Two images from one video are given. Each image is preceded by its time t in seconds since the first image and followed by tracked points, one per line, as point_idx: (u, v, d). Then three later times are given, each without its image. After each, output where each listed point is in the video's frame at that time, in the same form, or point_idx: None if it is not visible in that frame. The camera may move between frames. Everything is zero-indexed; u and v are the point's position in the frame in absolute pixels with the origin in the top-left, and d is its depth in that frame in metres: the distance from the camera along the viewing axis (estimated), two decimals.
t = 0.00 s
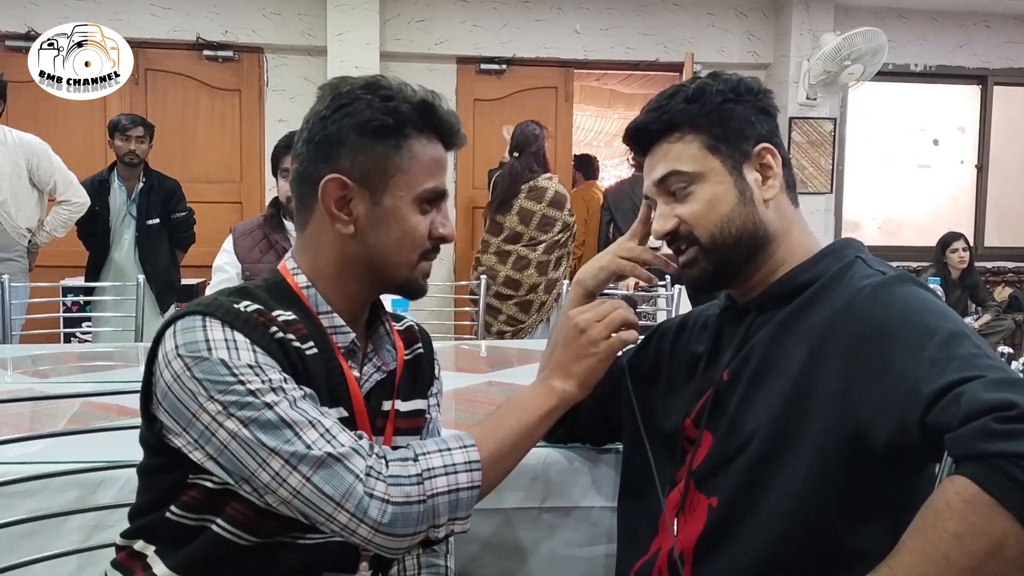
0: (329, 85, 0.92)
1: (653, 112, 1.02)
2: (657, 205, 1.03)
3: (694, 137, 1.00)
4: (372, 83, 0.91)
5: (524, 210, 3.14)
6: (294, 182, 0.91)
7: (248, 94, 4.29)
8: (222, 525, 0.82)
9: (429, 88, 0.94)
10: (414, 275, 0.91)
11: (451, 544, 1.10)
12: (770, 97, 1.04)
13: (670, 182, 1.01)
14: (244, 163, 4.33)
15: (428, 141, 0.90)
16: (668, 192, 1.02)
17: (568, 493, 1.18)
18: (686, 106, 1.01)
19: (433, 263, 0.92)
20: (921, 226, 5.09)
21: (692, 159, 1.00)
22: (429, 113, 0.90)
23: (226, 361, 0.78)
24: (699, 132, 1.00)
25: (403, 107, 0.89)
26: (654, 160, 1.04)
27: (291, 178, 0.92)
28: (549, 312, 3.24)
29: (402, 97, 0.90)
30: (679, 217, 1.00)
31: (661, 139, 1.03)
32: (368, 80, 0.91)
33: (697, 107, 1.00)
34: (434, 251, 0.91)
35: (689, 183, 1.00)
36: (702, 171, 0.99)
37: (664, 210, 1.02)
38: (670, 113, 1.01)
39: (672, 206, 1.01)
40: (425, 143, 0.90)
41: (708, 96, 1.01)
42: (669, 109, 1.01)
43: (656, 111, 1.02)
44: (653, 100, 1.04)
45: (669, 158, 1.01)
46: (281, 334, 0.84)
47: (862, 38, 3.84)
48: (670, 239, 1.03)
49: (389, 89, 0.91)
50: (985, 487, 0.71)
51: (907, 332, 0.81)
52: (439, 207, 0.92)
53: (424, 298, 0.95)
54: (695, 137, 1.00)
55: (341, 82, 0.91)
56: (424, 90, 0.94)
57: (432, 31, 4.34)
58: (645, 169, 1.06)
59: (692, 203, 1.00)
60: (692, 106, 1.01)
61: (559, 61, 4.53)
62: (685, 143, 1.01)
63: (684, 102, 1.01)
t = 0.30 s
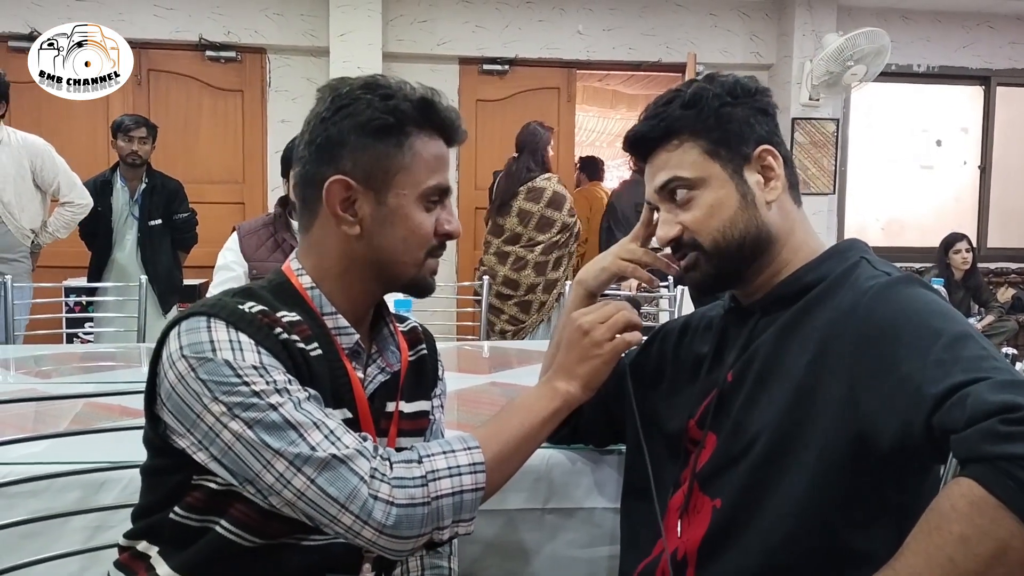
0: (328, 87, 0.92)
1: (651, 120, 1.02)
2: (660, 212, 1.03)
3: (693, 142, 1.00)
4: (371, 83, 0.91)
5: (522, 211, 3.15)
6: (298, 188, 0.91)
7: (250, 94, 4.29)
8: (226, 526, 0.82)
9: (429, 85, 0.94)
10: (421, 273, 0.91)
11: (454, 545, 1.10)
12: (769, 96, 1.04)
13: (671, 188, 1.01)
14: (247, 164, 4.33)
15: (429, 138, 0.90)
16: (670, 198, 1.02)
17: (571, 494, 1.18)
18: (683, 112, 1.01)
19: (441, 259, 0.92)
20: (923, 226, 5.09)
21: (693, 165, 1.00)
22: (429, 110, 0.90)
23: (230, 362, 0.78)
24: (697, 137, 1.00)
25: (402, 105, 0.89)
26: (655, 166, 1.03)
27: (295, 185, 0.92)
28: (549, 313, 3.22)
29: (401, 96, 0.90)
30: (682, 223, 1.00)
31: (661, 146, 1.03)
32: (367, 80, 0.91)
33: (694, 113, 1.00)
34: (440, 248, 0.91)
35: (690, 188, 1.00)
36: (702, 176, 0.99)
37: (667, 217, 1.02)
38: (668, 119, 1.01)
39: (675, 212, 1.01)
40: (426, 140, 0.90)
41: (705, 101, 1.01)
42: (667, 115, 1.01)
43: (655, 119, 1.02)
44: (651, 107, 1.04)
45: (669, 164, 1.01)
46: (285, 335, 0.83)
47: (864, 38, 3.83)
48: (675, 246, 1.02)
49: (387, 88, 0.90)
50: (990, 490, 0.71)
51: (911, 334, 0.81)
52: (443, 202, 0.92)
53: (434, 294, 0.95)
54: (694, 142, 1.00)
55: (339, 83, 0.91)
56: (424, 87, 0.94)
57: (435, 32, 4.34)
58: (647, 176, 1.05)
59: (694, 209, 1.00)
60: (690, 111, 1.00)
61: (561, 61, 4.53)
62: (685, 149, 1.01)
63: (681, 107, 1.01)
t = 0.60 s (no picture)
0: (332, 87, 0.92)
1: (658, 113, 1.02)
2: (660, 204, 1.03)
3: (697, 137, 1.00)
4: (377, 84, 0.90)
5: (523, 210, 3.17)
6: (299, 184, 0.91)
7: (252, 95, 4.29)
8: (225, 527, 0.82)
9: (434, 88, 0.94)
10: (420, 276, 0.91)
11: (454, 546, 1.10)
12: (778, 99, 1.03)
13: (672, 182, 1.01)
14: (249, 165, 4.33)
15: (432, 142, 0.90)
16: (671, 192, 1.02)
17: (571, 495, 1.18)
18: (689, 107, 1.00)
19: (440, 263, 0.92)
20: (925, 228, 5.08)
21: (694, 158, 1.00)
22: (432, 112, 0.90)
23: (230, 361, 0.78)
24: (702, 131, 1.00)
25: (406, 108, 0.89)
26: (658, 159, 1.03)
27: (296, 180, 0.92)
28: (548, 313, 3.21)
29: (405, 98, 0.90)
30: (681, 217, 1.00)
31: (665, 139, 1.03)
32: (373, 82, 0.91)
33: (700, 108, 1.00)
34: (440, 251, 0.91)
35: (692, 183, 1.00)
36: (704, 171, 0.99)
37: (667, 209, 1.02)
38: (674, 113, 1.01)
39: (674, 205, 1.01)
40: (429, 143, 0.90)
41: (712, 96, 1.00)
42: (673, 110, 1.01)
43: (661, 111, 1.02)
44: (659, 100, 1.04)
45: (672, 157, 1.01)
46: (285, 335, 0.83)
47: (866, 39, 3.83)
48: (672, 239, 1.03)
49: (393, 89, 0.90)
50: (992, 491, 0.71)
51: (912, 336, 0.81)
52: (444, 206, 0.92)
53: (431, 298, 0.95)
54: (699, 136, 1.00)
55: (345, 83, 0.91)
56: (429, 90, 0.93)
57: (437, 33, 4.35)
58: (650, 170, 1.05)
59: (694, 203, 1.00)
60: (695, 106, 1.00)
61: (563, 62, 4.53)
62: (687, 144, 1.00)
63: (689, 101, 1.01)
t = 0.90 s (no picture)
0: (332, 87, 0.92)
1: (659, 112, 1.02)
2: (660, 203, 1.03)
3: (698, 137, 1.00)
4: (375, 84, 0.90)
5: (531, 209, 3.18)
6: (300, 184, 0.91)
7: (254, 96, 4.30)
8: (226, 525, 0.82)
9: (434, 88, 0.94)
10: (422, 276, 0.91)
11: (456, 547, 1.10)
12: (779, 100, 1.03)
13: (672, 181, 1.01)
14: (251, 166, 4.33)
15: (433, 141, 0.90)
16: (671, 191, 1.02)
17: (572, 495, 1.18)
18: (690, 106, 1.00)
19: (442, 263, 0.92)
20: (928, 228, 5.07)
21: (694, 158, 1.00)
22: (432, 112, 0.90)
23: (231, 359, 0.78)
24: (703, 131, 1.00)
25: (406, 107, 0.89)
26: (659, 159, 1.03)
27: (298, 180, 0.92)
28: (552, 312, 3.20)
29: (405, 97, 0.90)
30: (680, 217, 1.00)
31: (666, 139, 1.03)
32: (371, 82, 0.91)
33: (701, 107, 1.00)
34: (442, 251, 0.91)
35: (691, 183, 1.00)
36: (704, 171, 0.99)
37: (667, 209, 1.02)
38: (675, 112, 1.01)
39: (674, 205, 1.01)
40: (429, 142, 0.90)
41: (713, 96, 1.00)
42: (674, 109, 1.01)
43: (662, 111, 1.02)
44: (661, 99, 1.04)
45: (672, 157, 1.01)
46: (287, 334, 0.83)
47: (869, 39, 3.82)
48: (671, 239, 1.03)
49: (392, 89, 0.90)
50: (993, 491, 0.70)
51: (913, 335, 0.81)
52: (445, 205, 0.92)
53: (434, 297, 0.95)
54: (699, 136, 1.00)
55: (344, 84, 0.91)
56: (428, 90, 0.93)
57: (438, 34, 4.35)
58: (650, 170, 1.06)
59: (693, 203, 1.00)
60: (696, 106, 1.00)
61: (565, 62, 4.53)
62: (688, 144, 1.01)
63: (690, 101, 1.01)
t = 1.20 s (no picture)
0: (335, 87, 0.92)
1: (662, 111, 1.02)
2: (662, 203, 1.03)
3: (701, 137, 1.00)
4: (376, 85, 0.90)
5: (535, 209, 3.22)
6: (303, 184, 0.92)
7: (256, 97, 4.30)
8: (228, 524, 0.82)
9: (435, 87, 0.94)
10: (426, 276, 0.91)
11: (458, 547, 1.09)
12: (784, 100, 1.03)
13: (676, 180, 1.01)
14: (253, 167, 4.34)
15: (435, 141, 0.91)
16: (674, 190, 1.02)
17: (573, 496, 1.18)
18: (695, 105, 1.00)
19: (445, 262, 0.92)
20: (930, 228, 5.07)
21: (697, 158, 1.00)
22: (434, 111, 0.91)
23: (234, 358, 0.78)
24: (706, 132, 1.00)
25: (409, 107, 0.89)
26: (662, 160, 1.03)
27: (300, 181, 0.92)
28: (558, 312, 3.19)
29: (407, 97, 0.90)
30: (682, 217, 1.00)
31: (669, 137, 1.03)
32: (372, 83, 0.91)
33: (705, 107, 1.00)
34: (445, 250, 0.92)
35: (694, 182, 1.00)
36: (707, 171, 0.99)
37: (669, 209, 1.02)
38: (678, 112, 1.01)
39: (676, 205, 1.01)
40: (432, 141, 0.90)
41: (717, 96, 1.00)
42: (678, 108, 1.01)
43: (666, 110, 1.02)
44: (666, 97, 1.04)
45: (674, 157, 1.01)
46: (290, 333, 0.84)
47: (870, 40, 3.82)
48: (673, 240, 1.03)
49: (393, 89, 0.90)
50: (995, 491, 0.70)
51: (915, 334, 0.81)
52: (448, 204, 0.92)
53: (437, 297, 0.95)
54: (702, 137, 1.00)
55: (345, 85, 0.91)
56: (429, 90, 0.94)
57: (440, 34, 4.35)
58: (653, 169, 1.06)
59: (695, 203, 1.00)
60: (701, 105, 1.00)
61: (567, 63, 4.54)
62: (692, 142, 1.01)
63: (694, 101, 1.01)
